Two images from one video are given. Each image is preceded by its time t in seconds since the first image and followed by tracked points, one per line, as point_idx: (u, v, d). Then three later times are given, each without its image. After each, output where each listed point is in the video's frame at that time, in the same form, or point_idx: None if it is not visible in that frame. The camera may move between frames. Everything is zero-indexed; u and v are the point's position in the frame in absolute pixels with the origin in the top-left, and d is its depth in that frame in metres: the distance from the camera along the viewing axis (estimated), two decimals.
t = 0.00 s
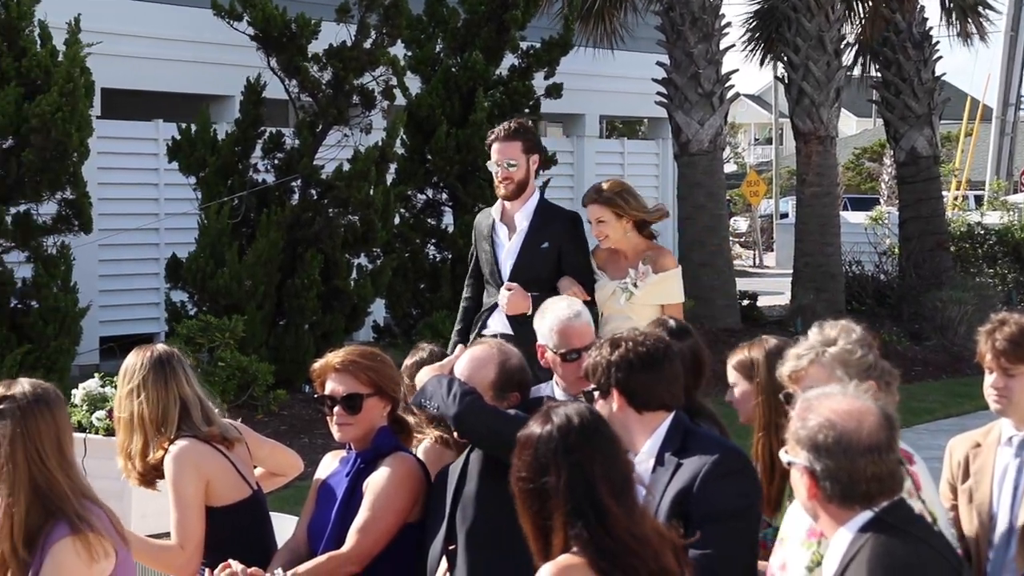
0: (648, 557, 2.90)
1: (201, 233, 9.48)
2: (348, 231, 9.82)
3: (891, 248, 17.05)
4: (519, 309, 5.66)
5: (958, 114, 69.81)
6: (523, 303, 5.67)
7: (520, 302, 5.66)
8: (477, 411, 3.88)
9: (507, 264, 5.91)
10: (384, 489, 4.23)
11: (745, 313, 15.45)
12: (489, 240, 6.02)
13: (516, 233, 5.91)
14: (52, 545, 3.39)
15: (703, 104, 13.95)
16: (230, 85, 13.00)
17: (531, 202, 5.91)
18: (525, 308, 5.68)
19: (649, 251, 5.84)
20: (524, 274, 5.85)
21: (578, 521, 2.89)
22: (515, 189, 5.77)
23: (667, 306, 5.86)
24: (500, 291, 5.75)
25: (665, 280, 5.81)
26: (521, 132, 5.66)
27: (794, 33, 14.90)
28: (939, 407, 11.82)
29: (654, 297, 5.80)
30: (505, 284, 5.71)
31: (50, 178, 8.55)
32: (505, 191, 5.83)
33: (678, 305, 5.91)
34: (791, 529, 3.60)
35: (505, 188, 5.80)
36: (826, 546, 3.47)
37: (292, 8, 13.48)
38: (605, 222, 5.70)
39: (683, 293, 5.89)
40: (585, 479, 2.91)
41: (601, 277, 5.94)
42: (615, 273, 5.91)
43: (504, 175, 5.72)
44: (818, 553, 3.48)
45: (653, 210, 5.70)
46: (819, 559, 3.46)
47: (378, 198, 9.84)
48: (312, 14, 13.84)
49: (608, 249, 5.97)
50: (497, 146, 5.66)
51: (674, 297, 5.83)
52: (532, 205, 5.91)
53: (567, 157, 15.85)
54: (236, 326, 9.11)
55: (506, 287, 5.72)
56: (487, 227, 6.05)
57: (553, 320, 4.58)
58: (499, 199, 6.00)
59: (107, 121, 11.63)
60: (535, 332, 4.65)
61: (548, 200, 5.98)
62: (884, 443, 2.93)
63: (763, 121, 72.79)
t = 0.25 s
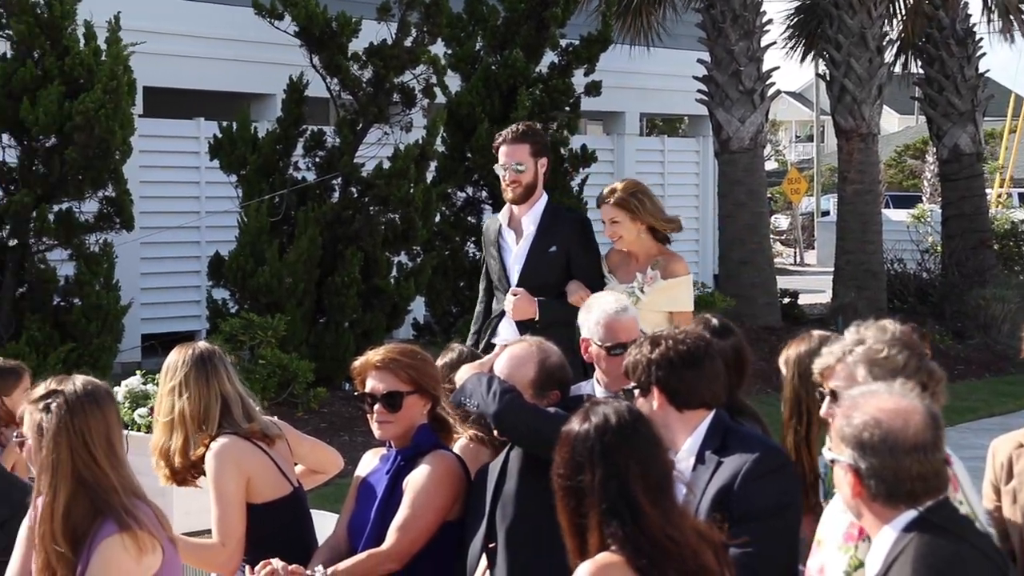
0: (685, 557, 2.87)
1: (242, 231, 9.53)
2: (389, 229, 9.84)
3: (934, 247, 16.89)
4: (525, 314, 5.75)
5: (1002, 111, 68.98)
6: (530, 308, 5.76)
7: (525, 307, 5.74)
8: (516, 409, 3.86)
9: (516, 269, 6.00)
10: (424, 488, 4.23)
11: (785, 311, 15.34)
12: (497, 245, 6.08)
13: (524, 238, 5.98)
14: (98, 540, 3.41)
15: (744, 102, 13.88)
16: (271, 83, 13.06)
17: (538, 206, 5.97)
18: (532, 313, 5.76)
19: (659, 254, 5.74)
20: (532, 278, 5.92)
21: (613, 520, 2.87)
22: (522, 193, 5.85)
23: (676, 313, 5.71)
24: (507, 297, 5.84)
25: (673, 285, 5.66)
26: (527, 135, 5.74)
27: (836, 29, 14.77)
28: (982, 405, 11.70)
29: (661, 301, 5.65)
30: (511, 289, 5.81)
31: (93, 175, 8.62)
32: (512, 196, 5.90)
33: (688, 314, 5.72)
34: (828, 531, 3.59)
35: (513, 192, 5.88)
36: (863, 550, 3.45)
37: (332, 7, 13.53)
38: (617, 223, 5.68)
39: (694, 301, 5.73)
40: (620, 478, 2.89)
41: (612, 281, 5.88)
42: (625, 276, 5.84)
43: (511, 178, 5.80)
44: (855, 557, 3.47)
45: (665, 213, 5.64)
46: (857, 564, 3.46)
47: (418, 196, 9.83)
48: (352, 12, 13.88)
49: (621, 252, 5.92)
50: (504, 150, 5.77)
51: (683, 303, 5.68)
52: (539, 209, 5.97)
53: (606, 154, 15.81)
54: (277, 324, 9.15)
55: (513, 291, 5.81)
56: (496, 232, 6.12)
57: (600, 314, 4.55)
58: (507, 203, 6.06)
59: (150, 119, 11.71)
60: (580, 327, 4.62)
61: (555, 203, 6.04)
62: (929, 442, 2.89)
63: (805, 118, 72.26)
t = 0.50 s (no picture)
0: (722, 557, 2.86)
1: (277, 229, 9.56)
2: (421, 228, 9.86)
3: (969, 246, 16.75)
4: (524, 313, 5.68)
5: None
6: (530, 307, 5.69)
7: (525, 306, 5.67)
8: (549, 408, 3.85)
9: (511, 266, 5.97)
10: (457, 486, 4.23)
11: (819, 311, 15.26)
12: (488, 243, 6.05)
13: (519, 234, 5.97)
14: (136, 533, 3.44)
15: (778, 100, 13.81)
16: (304, 83, 13.11)
17: (531, 202, 5.96)
18: (533, 311, 5.70)
19: (660, 248, 5.82)
20: (529, 274, 5.91)
21: (647, 520, 2.86)
22: (516, 188, 5.84)
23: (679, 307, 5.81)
24: (506, 297, 5.77)
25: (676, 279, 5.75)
26: (521, 129, 5.72)
27: (871, 28, 14.67)
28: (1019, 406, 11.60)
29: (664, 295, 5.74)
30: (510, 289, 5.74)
31: (127, 175, 8.67)
32: (506, 192, 5.88)
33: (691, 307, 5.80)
34: (855, 542, 3.54)
35: (507, 188, 5.85)
36: (892, 561, 3.39)
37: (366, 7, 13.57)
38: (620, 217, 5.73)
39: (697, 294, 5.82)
40: (655, 478, 2.88)
41: (613, 276, 5.95)
42: (625, 271, 5.91)
43: (504, 173, 5.78)
44: (884, 567, 3.41)
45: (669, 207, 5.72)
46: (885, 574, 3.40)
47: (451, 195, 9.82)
48: (386, 12, 13.92)
49: (621, 248, 5.96)
50: (496, 144, 5.73)
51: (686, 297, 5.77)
52: (532, 205, 5.96)
53: (639, 153, 15.77)
54: (310, 323, 9.18)
55: (511, 292, 5.74)
56: (487, 230, 6.09)
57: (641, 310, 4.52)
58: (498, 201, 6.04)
59: (184, 118, 11.78)
60: (622, 318, 4.59)
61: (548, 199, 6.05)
62: (971, 440, 2.84)
63: (840, 116, 71.84)
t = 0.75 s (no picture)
0: (764, 556, 2.85)
1: (312, 227, 9.59)
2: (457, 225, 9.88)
3: (1008, 244, 16.61)
4: (518, 312, 5.70)
5: None
6: (523, 306, 5.71)
7: (518, 304, 5.70)
8: (584, 405, 3.84)
9: (510, 263, 5.93)
10: (492, 484, 4.23)
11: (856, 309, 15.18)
12: (489, 239, 5.99)
13: (519, 232, 5.92)
14: (173, 525, 3.44)
15: (814, 98, 13.73)
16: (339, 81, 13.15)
17: (532, 200, 5.91)
18: (525, 311, 5.71)
19: (660, 256, 5.69)
20: (526, 272, 5.88)
21: (683, 520, 2.84)
22: (517, 185, 5.79)
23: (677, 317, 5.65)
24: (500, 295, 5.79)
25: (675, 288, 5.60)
26: (524, 126, 5.65)
27: (908, 24, 14.55)
28: None
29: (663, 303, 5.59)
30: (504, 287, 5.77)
31: (164, 173, 8.73)
32: (507, 189, 5.83)
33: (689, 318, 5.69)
34: (885, 548, 3.31)
35: (508, 184, 5.80)
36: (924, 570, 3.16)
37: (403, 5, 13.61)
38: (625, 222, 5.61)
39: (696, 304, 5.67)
40: (692, 477, 2.86)
41: (611, 283, 5.81)
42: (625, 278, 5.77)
43: (506, 168, 5.72)
44: None
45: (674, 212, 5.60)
46: None
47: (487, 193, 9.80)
48: (422, 11, 13.95)
49: (621, 255, 5.83)
50: (498, 141, 5.66)
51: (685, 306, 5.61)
52: (533, 203, 5.91)
53: (674, 151, 15.71)
54: (345, 321, 9.20)
55: (506, 289, 5.76)
56: (487, 227, 6.03)
57: (686, 303, 4.52)
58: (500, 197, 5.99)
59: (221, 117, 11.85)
60: (664, 310, 4.58)
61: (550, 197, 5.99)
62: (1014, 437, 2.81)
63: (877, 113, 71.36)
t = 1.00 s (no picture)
0: (799, 555, 2.83)
1: (346, 223, 9.61)
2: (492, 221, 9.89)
3: None
4: (515, 320, 5.46)
5: None
6: (521, 313, 5.47)
7: (516, 311, 5.45)
8: (618, 401, 3.82)
9: (507, 269, 5.67)
10: (526, 479, 4.23)
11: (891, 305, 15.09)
12: (486, 243, 5.73)
13: (516, 236, 5.65)
14: (215, 515, 3.45)
15: (850, 93, 13.62)
16: (374, 77, 13.19)
17: (530, 203, 5.63)
18: (524, 317, 5.47)
19: (658, 246, 5.64)
20: (523, 278, 5.61)
21: (716, 519, 2.83)
22: (517, 188, 5.51)
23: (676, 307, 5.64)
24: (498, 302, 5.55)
25: (676, 277, 5.58)
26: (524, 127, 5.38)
27: (946, 19, 14.41)
28: None
29: (664, 293, 5.58)
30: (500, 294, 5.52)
31: (200, 169, 8.77)
32: (506, 192, 5.56)
33: (689, 305, 5.67)
34: (921, 548, 3.28)
35: (507, 188, 5.52)
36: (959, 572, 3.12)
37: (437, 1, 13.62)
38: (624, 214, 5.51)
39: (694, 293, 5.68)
40: (726, 476, 2.85)
41: (606, 277, 5.70)
42: (621, 271, 5.68)
43: (506, 171, 5.44)
44: None
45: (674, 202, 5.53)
46: None
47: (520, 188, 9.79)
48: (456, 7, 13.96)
49: (616, 247, 5.74)
50: (499, 142, 5.39)
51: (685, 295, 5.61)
52: (532, 206, 5.63)
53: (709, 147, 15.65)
54: (379, 317, 9.21)
55: (503, 295, 5.52)
56: (485, 231, 5.77)
57: (727, 296, 4.53)
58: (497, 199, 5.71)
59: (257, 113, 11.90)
60: (704, 304, 4.59)
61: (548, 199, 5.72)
62: None
63: (913, 109, 70.81)
